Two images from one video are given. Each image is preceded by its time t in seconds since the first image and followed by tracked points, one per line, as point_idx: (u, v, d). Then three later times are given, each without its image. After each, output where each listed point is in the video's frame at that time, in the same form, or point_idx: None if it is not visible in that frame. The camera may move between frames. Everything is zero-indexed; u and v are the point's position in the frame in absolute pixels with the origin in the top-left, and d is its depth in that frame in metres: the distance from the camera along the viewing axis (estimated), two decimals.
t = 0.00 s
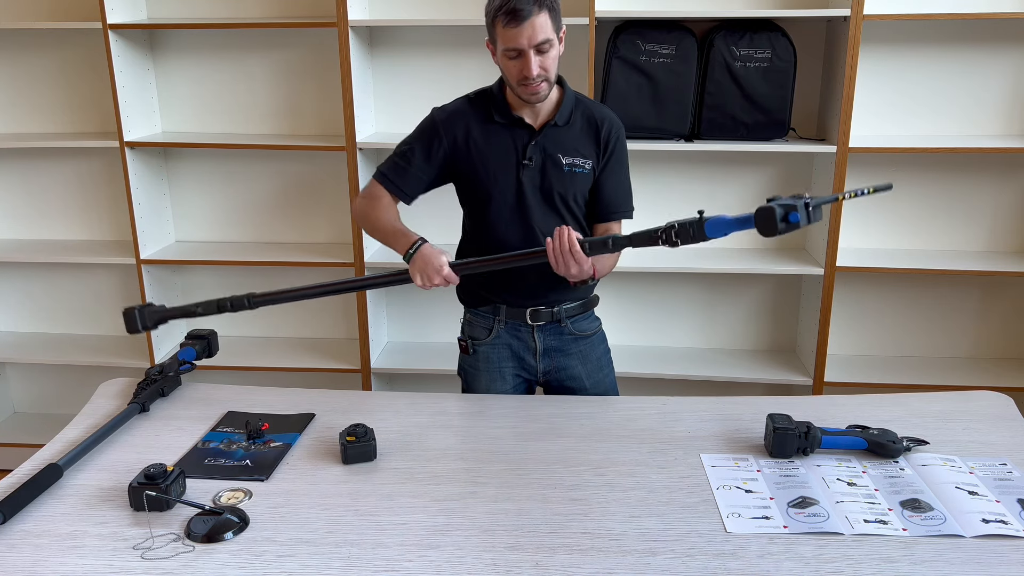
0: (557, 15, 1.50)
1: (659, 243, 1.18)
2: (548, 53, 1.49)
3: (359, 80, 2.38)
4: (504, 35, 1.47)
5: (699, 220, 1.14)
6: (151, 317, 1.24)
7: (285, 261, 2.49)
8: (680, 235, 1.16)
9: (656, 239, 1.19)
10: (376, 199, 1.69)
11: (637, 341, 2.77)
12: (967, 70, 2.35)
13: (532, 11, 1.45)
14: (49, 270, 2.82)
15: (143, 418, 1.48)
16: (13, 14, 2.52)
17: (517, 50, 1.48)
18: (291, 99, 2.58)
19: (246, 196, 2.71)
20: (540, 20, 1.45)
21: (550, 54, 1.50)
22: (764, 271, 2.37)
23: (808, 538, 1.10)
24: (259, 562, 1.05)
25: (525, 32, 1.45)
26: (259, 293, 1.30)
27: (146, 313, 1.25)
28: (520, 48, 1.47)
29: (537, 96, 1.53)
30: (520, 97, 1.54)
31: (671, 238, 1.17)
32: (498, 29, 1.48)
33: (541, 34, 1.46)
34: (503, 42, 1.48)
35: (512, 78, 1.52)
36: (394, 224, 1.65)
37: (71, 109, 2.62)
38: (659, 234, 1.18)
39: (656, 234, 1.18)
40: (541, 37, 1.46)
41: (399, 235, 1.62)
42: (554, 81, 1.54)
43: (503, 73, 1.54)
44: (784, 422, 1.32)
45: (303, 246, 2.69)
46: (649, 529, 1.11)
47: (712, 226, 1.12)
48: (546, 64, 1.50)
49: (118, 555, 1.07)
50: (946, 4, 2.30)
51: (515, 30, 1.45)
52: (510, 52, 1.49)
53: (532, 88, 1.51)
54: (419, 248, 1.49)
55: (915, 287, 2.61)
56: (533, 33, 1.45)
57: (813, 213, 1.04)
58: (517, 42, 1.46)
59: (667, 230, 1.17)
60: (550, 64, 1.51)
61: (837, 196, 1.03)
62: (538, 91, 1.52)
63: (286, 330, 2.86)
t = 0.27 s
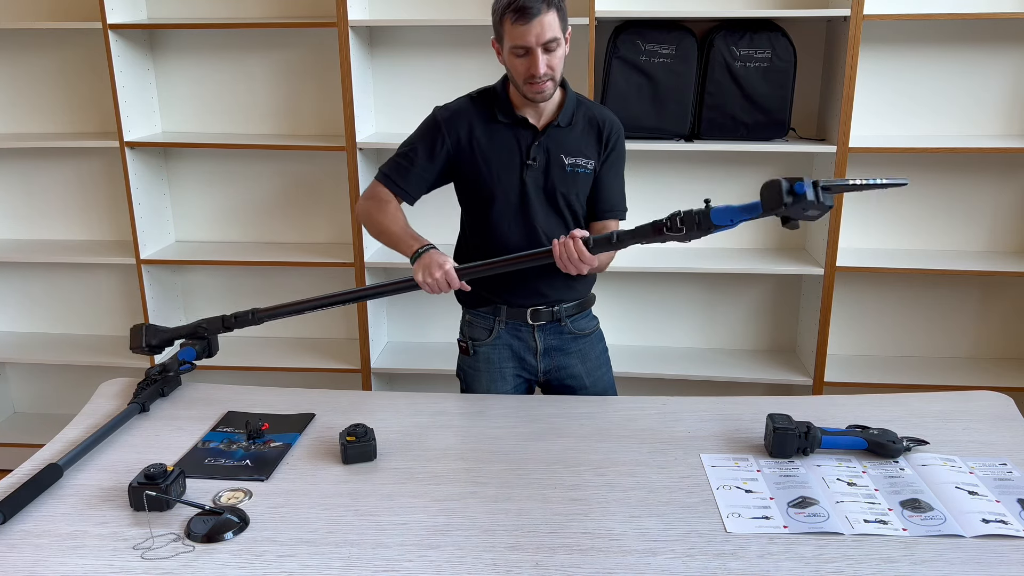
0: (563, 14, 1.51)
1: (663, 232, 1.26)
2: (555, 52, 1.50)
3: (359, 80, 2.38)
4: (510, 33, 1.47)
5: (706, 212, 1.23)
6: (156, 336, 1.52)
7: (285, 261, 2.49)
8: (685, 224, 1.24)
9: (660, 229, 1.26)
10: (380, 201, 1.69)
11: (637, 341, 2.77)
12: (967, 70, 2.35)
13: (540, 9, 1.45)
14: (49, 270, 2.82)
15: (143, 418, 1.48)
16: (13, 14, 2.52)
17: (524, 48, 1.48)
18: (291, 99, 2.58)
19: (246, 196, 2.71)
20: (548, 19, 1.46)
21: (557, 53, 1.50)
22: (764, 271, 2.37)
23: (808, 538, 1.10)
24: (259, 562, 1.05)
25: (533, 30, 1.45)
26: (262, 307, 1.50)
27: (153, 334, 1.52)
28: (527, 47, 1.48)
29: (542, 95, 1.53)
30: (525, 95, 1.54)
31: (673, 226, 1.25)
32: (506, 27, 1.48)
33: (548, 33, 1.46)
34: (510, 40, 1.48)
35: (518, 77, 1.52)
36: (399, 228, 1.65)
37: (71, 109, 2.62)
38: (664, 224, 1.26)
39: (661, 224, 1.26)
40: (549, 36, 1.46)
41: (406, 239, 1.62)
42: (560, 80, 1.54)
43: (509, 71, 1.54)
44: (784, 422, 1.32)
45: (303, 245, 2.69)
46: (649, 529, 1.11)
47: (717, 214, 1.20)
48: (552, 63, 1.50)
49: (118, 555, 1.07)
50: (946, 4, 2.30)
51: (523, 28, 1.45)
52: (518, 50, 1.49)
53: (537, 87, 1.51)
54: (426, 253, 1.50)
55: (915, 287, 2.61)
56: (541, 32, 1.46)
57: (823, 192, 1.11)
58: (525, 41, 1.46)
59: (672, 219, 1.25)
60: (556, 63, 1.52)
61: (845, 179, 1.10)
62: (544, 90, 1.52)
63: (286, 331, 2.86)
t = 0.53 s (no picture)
0: (563, 13, 1.51)
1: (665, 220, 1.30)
2: (554, 51, 1.50)
3: (359, 80, 2.38)
4: (511, 31, 1.47)
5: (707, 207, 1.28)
6: (151, 326, 1.52)
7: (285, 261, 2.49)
8: (687, 211, 1.28)
9: (663, 216, 1.30)
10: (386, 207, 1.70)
11: (637, 341, 2.77)
12: (967, 70, 2.35)
13: (540, 7, 1.45)
14: (49, 270, 2.82)
15: (143, 418, 1.48)
16: (13, 14, 2.52)
17: (524, 46, 1.48)
18: (291, 99, 2.58)
19: (246, 196, 2.71)
20: (547, 17, 1.46)
21: (556, 52, 1.50)
22: (764, 271, 2.37)
23: (808, 539, 1.10)
24: (259, 562, 1.05)
25: (534, 28, 1.45)
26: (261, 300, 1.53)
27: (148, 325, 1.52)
28: (527, 44, 1.48)
29: (542, 93, 1.52)
30: (525, 94, 1.54)
31: (673, 214, 1.29)
32: (506, 25, 1.48)
33: (548, 31, 1.46)
34: (510, 39, 1.49)
35: (518, 75, 1.52)
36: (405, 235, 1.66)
37: (71, 109, 2.62)
38: (666, 211, 1.30)
39: (664, 212, 1.30)
40: (549, 34, 1.46)
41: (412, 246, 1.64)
42: (559, 79, 1.54)
43: (509, 69, 1.54)
44: (784, 422, 1.32)
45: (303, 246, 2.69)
46: (649, 529, 1.11)
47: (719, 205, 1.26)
48: (552, 62, 1.50)
49: (118, 555, 1.07)
50: (946, 4, 2.30)
51: (523, 25, 1.46)
52: (517, 48, 1.49)
53: (537, 85, 1.51)
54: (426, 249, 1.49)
55: (915, 288, 2.61)
56: (542, 30, 1.46)
57: (824, 184, 1.18)
58: (525, 38, 1.47)
59: (674, 207, 1.30)
60: (556, 61, 1.52)
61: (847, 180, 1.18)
62: (544, 88, 1.52)
63: (286, 331, 2.86)
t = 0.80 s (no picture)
0: (567, 14, 1.51)
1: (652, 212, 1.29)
2: (557, 51, 1.50)
3: (359, 80, 2.38)
4: (513, 28, 1.48)
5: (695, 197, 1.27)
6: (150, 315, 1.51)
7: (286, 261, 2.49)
8: (676, 204, 1.27)
9: (652, 209, 1.29)
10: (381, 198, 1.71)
11: (637, 340, 2.77)
12: (967, 70, 2.35)
13: (544, 6, 1.46)
14: (49, 270, 2.82)
15: (143, 418, 1.48)
16: (13, 14, 2.52)
17: (526, 45, 1.48)
18: (291, 99, 2.57)
19: (246, 196, 2.71)
20: (551, 16, 1.46)
21: (558, 52, 1.50)
22: (764, 271, 2.37)
23: (808, 539, 1.10)
24: (259, 562, 1.05)
25: (537, 26, 1.46)
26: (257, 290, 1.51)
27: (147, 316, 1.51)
28: (530, 43, 1.48)
29: (543, 93, 1.52)
30: (525, 93, 1.53)
31: (661, 206, 1.29)
32: (509, 24, 1.48)
33: (551, 30, 1.47)
34: (513, 37, 1.49)
35: (519, 74, 1.52)
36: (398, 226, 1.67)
37: (71, 109, 2.62)
38: (655, 204, 1.29)
39: (653, 205, 1.29)
40: (552, 33, 1.47)
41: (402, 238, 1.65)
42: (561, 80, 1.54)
43: (511, 68, 1.53)
44: (784, 422, 1.32)
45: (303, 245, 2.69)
46: (649, 529, 1.11)
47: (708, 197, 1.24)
48: (554, 62, 1.50)
49: (118, 555, 1.07)
50: (946, 4, 2.30)
51: (526, 23, 1.46)
52: (520, 46, 1.49)
53: (538, 85, 1.51)
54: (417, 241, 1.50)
55: (915, 288, 2.61)
56: (545, 28, 1.46)
57: (813, 176, 1.17)
58: (527, 37, 1.47)
59: (662, 200, 1.29)
60: (558, 62, 1.52)
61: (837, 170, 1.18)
62: (545, 88, 1.51)
63: (286, 331, 2.86)
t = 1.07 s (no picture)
0: (571, 13, 1.52)
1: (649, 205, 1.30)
2: (560, 51, 1.50)
3: (359, 80, 2.38)
4: (517, 26, 1.48)
5: (693, 192, 1.28)
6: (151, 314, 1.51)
7: (286, 261, 2.49)
8: (674, 198, 1.28)
9: (649, 202, 1.30)
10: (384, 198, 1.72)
11: (637, 340, 2.77)
12: (967, 70, 2.35)
13: (549, 5, 1.46)
14: (49, 270, 2.82)
15: (143, 418, 1.48)
16: (13, 14, 2.52)
17: (530, 43, 1.48)
18: (291, 99, 2.58)
19: (246, 196, 2.71)
20: (556, 15, 1.46)
21: (562, 51, 1.50)
22: (764, 271, 2.37)
23: (808, 539, 1.10)
24: (259, 562, 1.05)
25: (541, 25, 1.46)
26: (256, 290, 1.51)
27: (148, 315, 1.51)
28: (534, 42, 1.48)
29: (545, 93, 1.52)
30: (528, 93, 1.53)
31: (658, 200, 1.30)
32: (513, 22, 1.48)
33: (556, 29, 1.47)
34: (516, 35, 1.49)
35: (522, 74, 1.52)
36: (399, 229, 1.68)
37: (71, 109, 2.62)
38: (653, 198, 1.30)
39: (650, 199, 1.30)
40: (556, 32, 1.47)
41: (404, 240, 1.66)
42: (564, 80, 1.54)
43: (514, 67, 1.53)
44: (784, 422, 1.32)
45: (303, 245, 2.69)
46: (649, 529, 1.11)
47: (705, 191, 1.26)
48: (557, 61, 1.50)
49: (118, 555, 1.07)
50: (946, 4, 2.30)
51: (530, 22, 1.46)
52: (524, 45, 1.49)
53: (540, 84, 1.50)
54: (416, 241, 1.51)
55: (915, 288, 2.61)
56: (549, 27, 1.46)
57: (810, 169, 1.17)
58: (531, 35, 1.47)
59: (660, 195, 1.30)
60: (562, 62, 1.52)
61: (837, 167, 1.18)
62: (547, 88, 1.51)
63: (286, 330, 2.86)
